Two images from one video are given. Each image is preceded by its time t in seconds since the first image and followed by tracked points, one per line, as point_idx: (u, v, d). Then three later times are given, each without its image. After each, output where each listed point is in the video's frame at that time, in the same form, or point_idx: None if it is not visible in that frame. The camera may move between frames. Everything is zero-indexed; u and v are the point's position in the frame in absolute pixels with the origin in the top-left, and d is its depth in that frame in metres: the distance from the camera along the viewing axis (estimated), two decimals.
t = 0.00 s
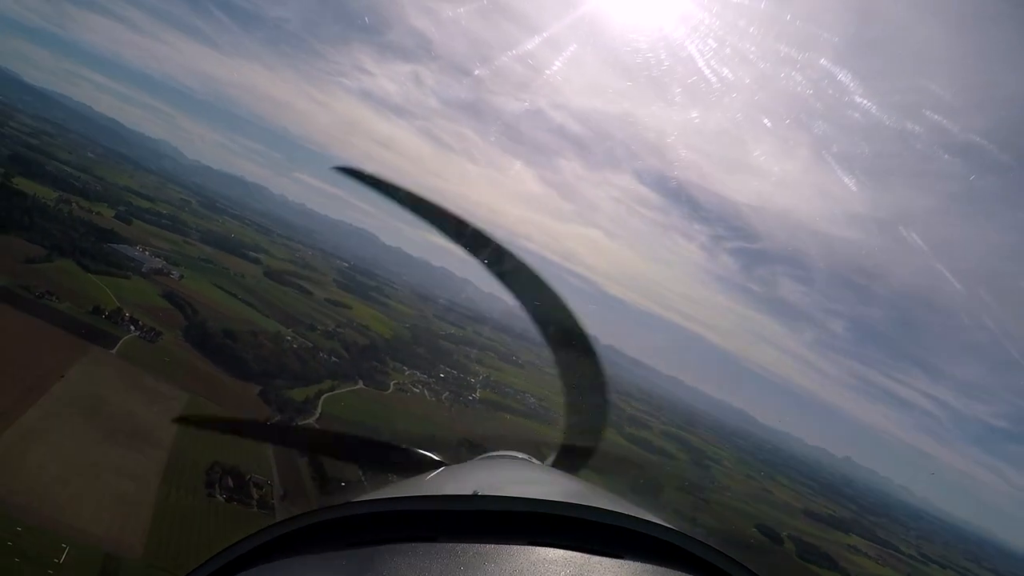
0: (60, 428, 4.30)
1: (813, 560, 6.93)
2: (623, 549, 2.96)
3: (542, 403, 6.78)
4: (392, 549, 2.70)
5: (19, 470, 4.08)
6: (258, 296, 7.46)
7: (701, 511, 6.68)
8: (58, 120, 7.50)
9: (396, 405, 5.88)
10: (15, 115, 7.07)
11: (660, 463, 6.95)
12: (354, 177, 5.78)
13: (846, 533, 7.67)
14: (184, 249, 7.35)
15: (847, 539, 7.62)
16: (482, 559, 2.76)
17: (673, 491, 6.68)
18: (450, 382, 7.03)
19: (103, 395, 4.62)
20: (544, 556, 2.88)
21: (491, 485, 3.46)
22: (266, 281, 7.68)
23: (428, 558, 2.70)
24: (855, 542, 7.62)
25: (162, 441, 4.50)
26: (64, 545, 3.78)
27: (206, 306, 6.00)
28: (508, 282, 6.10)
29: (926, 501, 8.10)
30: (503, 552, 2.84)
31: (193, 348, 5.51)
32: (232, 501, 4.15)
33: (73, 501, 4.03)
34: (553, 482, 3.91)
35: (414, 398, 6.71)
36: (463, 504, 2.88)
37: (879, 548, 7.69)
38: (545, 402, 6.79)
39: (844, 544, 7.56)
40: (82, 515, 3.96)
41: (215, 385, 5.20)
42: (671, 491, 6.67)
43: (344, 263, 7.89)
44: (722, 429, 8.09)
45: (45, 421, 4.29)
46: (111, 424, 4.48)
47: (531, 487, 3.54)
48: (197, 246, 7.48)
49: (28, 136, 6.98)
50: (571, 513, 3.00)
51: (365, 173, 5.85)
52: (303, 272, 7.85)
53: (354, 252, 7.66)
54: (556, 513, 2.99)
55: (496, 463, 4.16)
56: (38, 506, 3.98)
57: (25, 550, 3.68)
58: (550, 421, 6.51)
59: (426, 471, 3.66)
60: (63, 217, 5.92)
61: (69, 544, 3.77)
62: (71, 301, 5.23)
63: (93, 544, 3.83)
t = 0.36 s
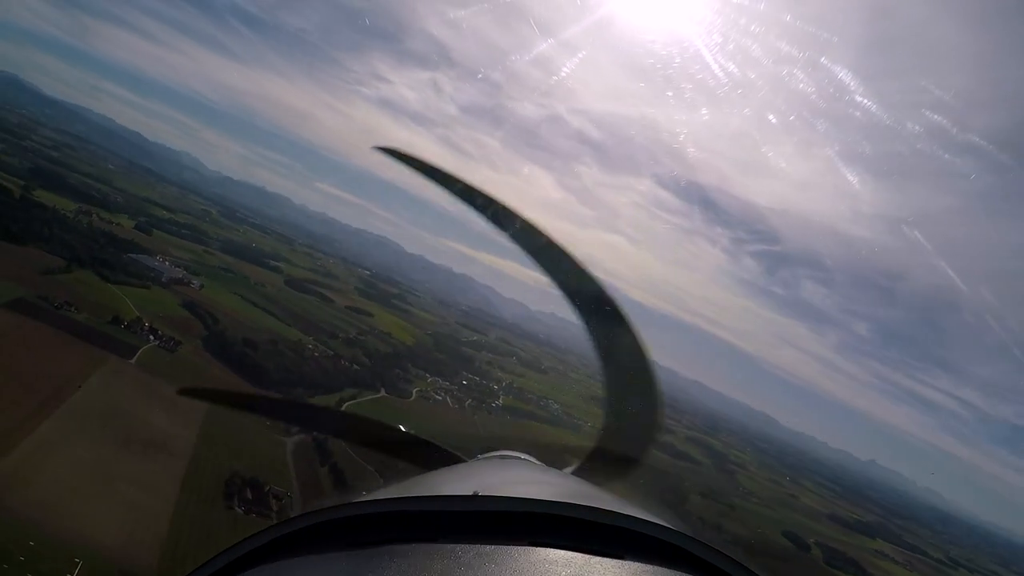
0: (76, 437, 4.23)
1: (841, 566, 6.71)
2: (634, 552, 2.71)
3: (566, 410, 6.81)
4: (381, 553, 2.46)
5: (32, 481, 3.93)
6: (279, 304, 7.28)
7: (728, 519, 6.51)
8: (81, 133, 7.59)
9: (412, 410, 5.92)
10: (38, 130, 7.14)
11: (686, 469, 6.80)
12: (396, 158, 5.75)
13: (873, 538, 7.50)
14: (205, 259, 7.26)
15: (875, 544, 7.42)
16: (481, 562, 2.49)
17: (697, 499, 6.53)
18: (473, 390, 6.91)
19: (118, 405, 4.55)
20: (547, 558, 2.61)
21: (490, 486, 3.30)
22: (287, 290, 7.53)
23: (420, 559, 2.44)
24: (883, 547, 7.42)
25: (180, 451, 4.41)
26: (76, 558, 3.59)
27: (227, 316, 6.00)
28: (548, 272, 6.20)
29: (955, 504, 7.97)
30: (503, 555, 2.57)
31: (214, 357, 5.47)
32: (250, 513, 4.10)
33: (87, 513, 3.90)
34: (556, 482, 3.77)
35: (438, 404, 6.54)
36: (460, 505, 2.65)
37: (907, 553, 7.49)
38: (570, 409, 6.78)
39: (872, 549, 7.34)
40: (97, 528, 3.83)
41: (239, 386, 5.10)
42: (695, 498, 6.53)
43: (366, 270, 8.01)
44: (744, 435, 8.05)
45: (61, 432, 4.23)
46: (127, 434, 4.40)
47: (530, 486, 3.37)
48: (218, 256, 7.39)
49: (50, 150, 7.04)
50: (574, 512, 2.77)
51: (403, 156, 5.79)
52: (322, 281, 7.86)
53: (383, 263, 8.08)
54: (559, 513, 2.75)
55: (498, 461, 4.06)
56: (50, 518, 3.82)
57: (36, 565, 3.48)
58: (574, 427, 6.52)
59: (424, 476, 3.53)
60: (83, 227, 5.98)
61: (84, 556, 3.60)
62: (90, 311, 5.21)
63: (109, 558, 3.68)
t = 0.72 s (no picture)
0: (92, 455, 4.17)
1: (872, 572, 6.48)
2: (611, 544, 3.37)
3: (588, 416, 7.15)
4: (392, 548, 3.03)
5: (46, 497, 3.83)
6: (300, 316, 7.18)
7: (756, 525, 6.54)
8: (100, 150, 7.61)
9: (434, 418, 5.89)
10: (57, 148, 7.21)
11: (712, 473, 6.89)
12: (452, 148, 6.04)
13: (900, 539, 7.26)
14: (225, 271, 7.22)
15: (901, 546, 7.16)
16: (483, 559, 3.07)
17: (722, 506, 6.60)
18: (494, 398, 6.95)
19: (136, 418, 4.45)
20: (542, 553, 3.23)
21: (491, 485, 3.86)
22: (307, 302, 7.42)
23: (430, 556, 3.02)
24: (910, 549, 7.17)
25: (199, 467, 4.36)
26: None
27: (247, 328, 5.93)
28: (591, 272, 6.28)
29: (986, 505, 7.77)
30: (503, 551, 3.19)
31: (233, 370, 5.39)
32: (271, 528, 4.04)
33: (105, 530, 3.83)
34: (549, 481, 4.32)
35: (463, 413, 6.54)
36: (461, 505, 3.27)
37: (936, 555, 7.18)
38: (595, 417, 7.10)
39: (898, 551, 7.08)
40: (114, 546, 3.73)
41: (257, 406, 5.09)
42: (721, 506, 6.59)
43: (386, 282, 8.00)
44: (788, 436, 7.62)
45: (79, 449, 4.18)
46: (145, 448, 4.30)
47: (526, 486, 3.96)
48: (238, 269, 7.34)
49: (69, 167, 7.06)
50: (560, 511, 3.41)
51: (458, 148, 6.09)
52: (344, 291, 7.73)
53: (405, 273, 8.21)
54: (552, 513, 3.41)
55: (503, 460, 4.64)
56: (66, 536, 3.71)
57: None
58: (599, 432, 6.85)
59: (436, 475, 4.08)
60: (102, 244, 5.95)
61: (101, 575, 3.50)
62: (108, 326, 5.19)
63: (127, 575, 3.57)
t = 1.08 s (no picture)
0: (106, 468, 4.12)
1: None
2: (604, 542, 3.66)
3: (610, 426, 7.75)
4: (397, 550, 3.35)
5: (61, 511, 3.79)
6: (322, 327, 7.07)
7: (776, 532, 7.24)
8: (118, 164, 7.62)
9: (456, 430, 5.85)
10: (76, 162, 7.23)
11: (729, 479, 7.83)
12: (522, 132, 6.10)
13: (926, 545, 7.70)
14: (245, 282, 7.16)
15: (929, 552, 7.62)
16: (483, 559, 3.43)
17: (746, 513, 7.37)
18: (516, 409, 7.08)
19: (152, 430, 4.44)
20: (538, 553, 3.57)
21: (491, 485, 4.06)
22: (327, 313, 7.33)
23: (430, 559, 3.34)
24: (938, 555, 7.57)
25: (215, 480, 4.32)
26: None
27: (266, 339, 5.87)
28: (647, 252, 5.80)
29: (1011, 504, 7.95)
30: (502, 551, 3.53)
31: (251, 383, 5.35)
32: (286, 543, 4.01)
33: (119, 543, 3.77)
34: (546, 479, 4.54)
35: (486, 423, 6.53)
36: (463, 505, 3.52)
37: (961, 559, 7.55)
38: (614, 427, 7.77)
39: (925, 557, 7.58)
40: (129, 561, 3.69)
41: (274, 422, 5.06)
42: (743, 514, 7.37)
43: (407, 291, 8.10)
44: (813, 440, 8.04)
45: (94, 462, 4.13)
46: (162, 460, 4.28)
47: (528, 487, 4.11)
48: (258, 281, 7.27)
49: (88, 181, 7.08)
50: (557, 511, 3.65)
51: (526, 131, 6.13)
52: (362, 301, 7.73)
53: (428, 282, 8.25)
54: (550, 513, 3.65)
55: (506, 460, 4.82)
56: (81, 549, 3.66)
57: None
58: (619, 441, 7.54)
59: (439, 476, 4.22)
60: (120, 255, 5.96)
61: None
62: (125, 339, 5.16)
63: None
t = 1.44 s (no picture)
0: (119, 478, 4.06)
1: None
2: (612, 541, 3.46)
3: (632, 433, 8.40)
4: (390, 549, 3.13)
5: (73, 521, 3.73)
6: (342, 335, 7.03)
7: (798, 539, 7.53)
8: (138, 175, 7.65)
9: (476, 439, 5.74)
10: (94, 172, 7.25)
11: (750, 485, 8.42)
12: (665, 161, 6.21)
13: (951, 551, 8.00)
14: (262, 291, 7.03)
15: (953, 558, 7.90)
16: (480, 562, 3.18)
17: (769, 520, 7.74)
18: (536, 416, 7.18)
19: (167, 441, 4.39)
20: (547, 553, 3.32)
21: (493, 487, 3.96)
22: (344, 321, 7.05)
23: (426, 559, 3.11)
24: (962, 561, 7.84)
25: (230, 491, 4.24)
26: None
27: (283, 347, 5.83)
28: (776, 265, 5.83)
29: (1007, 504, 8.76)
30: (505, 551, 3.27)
31: (268, 392, 5.32)
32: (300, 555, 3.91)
33: (131, 554, 3.69)
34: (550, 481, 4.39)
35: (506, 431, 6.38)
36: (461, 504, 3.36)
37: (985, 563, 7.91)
38: (636, 434, 8.41)
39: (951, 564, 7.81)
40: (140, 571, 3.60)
41: (291, 432, 4.99)
42: (767, 521, 7.73)
43: (425, 300, 8.01)
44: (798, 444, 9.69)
45: (108, 472, 4.08)
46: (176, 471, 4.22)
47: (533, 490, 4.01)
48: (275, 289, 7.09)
49: (106, 190, 7.08)
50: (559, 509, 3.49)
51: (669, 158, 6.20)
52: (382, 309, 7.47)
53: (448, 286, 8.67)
54: (552, 513, 3.47)
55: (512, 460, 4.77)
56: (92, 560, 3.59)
57: None
58: (642, 450, 8.11)
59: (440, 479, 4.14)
60: (136, 264, 5.93)
61: None
62: (139, 348, 5.14)
63: None
